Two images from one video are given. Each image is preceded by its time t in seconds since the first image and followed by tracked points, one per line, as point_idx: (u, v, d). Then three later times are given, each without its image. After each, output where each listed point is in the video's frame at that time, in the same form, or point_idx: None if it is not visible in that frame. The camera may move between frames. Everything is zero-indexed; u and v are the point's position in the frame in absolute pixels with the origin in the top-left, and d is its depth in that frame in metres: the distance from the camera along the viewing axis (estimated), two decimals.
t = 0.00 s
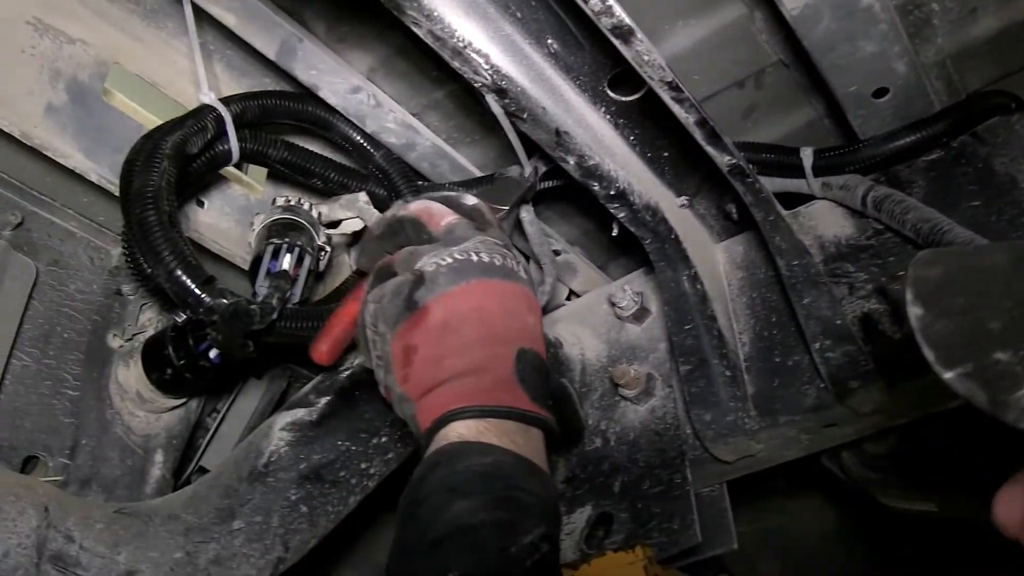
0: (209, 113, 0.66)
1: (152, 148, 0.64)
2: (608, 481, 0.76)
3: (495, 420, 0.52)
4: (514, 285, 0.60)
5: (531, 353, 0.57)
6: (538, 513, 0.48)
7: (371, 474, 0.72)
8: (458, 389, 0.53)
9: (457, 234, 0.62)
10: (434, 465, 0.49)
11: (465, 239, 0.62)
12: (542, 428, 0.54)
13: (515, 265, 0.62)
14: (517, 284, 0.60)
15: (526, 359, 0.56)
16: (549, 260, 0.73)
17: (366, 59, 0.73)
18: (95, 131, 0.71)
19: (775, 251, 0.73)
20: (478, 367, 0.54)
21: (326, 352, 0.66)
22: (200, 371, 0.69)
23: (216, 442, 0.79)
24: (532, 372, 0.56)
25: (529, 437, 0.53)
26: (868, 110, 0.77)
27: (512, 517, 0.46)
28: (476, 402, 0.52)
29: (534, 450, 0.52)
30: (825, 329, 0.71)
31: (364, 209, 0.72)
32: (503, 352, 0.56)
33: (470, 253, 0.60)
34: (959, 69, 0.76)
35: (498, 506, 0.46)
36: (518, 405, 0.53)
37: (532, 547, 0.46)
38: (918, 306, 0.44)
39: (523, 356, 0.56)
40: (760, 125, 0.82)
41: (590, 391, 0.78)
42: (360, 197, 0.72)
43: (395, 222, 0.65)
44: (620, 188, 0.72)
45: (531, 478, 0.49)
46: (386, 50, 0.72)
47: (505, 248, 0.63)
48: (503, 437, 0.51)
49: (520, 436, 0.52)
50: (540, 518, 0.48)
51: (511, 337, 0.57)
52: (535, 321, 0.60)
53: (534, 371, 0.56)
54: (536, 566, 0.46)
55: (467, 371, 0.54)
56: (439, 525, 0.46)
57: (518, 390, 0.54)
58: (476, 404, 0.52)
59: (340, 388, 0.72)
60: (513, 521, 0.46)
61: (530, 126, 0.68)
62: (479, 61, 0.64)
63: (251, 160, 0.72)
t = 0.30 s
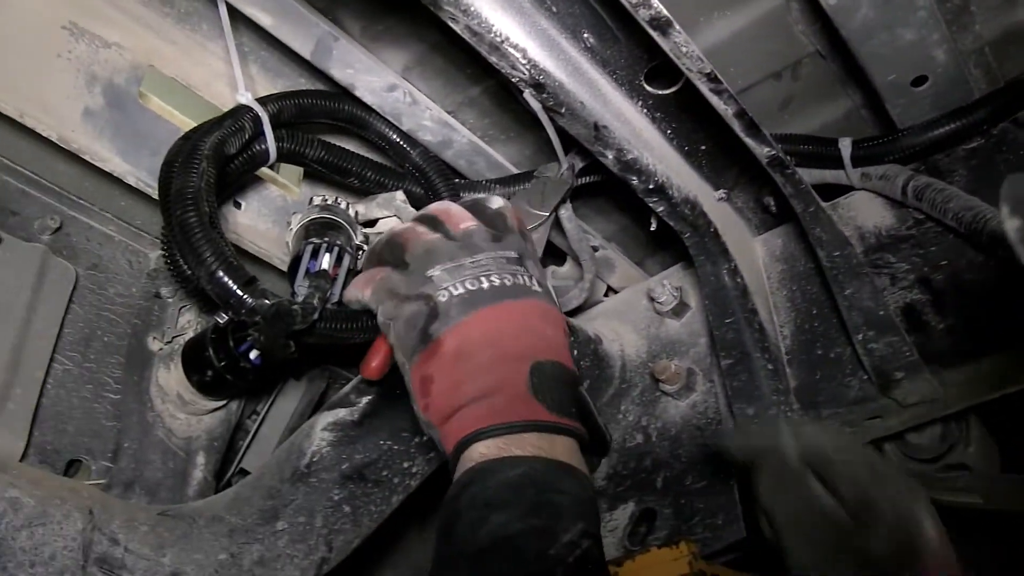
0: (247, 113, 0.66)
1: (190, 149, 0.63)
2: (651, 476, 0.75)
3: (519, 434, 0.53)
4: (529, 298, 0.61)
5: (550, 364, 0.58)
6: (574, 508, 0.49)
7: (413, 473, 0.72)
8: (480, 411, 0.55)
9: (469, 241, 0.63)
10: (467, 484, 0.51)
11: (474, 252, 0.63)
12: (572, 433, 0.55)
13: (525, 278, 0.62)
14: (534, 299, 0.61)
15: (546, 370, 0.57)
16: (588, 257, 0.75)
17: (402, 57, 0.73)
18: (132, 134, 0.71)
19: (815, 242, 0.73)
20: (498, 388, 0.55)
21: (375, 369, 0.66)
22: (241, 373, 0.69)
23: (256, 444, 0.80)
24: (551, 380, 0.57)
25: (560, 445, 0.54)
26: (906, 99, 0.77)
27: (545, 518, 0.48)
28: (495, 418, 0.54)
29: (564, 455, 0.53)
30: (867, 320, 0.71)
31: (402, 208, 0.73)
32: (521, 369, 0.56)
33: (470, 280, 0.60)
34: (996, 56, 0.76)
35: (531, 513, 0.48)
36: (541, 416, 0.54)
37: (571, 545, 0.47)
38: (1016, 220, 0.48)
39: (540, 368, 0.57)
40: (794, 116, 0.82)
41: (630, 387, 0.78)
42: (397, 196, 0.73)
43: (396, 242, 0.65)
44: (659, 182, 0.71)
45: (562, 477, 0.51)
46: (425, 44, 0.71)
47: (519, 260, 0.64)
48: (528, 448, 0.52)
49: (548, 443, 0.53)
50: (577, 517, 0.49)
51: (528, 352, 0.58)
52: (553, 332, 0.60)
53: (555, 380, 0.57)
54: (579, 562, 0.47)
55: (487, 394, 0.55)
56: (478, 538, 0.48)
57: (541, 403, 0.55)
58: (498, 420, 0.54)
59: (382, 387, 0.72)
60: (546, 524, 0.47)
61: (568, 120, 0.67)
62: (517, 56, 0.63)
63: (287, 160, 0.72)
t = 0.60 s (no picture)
0: (271, 111, 0.66)
1: (216, 147, 0.63)
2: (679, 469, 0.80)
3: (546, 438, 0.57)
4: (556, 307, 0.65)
5: (577, 370, 0.62)
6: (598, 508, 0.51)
7: (443, 468, 0.72)
8: (510, 417, 0.59)
9: (503, 240, 0.66)
10: (496, 488, 0.53)
11: (508, 251, 0.66)
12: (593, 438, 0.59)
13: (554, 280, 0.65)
14: (560, 309, 0.65)
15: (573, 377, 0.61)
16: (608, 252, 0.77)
17: (424, 52, 0.73)
18: (157, 134, 0.71)
19: (843, 230, 0.72)
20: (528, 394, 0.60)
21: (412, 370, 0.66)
22: (269, 371, 0.69)
23: (285, 443, 0.80)
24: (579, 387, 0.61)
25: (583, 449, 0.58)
26: (933, 85, 0.77)
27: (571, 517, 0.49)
28: (524, 423, 0.58)
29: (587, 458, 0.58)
30: (897, 308, 0.71)
31: (427, 204, 0.73)
32: (548, 376, 0.61)
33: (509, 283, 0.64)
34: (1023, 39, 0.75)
35: (556, 514, 0.49)
36: (568, 422, 0.58)
37: (596, 544, 0.48)
38: None
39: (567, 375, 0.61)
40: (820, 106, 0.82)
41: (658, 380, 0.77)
42: (422, 192, 0.73)
43: (433, 237, 0.67)
44: (685, 172, 0.70)
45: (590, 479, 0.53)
46: (449, 41, 0.71)
47: (550, 262, 0.68)
48: (554, 452, 0.57)
49: (572, 447, 0.57)
50: (602, 516, 0.50)
51: (556, 362, 0.62)
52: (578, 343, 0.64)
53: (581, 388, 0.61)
54: (604, 561, 0.48)
55: (516, 399, 0.60)
56: (506, 537, 0.49)
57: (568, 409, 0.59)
58: (528, 425, 0.58)
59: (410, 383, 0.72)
60: (573, 524, 0.48)
61: (593, 111, 0.66)
62: (542, 47, 0.62)
63: (312, 156, 0.72)
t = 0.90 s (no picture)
0: (289, 105, 0.67)
1: (234, 142, 0.64)
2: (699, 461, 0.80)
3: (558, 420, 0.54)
4: (569, 289, 0.62)
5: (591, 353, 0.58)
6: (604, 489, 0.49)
7: (463, 463, 0.72)
8: (521, 399, 0.55)
9: (507, 233, 0.63)
10: (503, 473, 0.52)
11: (513, 243, 0.63)
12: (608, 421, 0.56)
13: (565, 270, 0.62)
14: (571, 289, 0.62)
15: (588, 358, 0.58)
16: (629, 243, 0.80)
17: (439, 46, 0.71)
18: (172, 132, 0.71)
19: (862, 219, 0.71)
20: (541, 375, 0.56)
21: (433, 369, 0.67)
22: (288, 368, 0.69)
23: (303, 440, 0.80)
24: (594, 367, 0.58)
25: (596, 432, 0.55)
26: (953, 70, 0.78)
27: (576, 500, 0.48)
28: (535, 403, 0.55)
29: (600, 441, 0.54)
30: (917, 296, 0.70)
31: (443, 197, 0.74)
32: (561, 359, 0.57)
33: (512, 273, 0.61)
34: None
35: (563, 494, 0.48)
36: (582, 403, 0.55)
37: (600, 522, 0.47)
38: None
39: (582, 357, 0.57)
40: (839, 94, 0.84)
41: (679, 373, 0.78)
42: (437, 187, 0.74)
43: (437, 240, 0.65)
44: (703, 162, 0.70)
45: (596, 462, 0.51)
46: (462, 34, 0.69)
47: (559, 250, 0.65)
48: (566, 434, 0.53)
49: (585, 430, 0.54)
50: (608, 495, 0.49)
51: (569, 344, 0.58)
52: (594, 324, 0.61)
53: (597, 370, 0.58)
54: (607, 539, 0.47)
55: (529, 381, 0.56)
56: (511, 523, 0.48)
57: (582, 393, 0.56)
58: (540, 405, 0.55)
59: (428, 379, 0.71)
60: (578, 504, 0.48)
61: (610, 102, 0.66)
62: (559, 38, 0.61)
63: (328, 151, 0.72)
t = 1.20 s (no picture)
0: (300, 102, 0.67)
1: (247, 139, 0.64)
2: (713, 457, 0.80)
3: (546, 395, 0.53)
4: (563, 266, 0.59)
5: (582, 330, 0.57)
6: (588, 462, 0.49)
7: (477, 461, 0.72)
8: (509, 376, 0.55)
9: (498, 217, 0.61)
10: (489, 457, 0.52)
11: (505, 225, 0.61)
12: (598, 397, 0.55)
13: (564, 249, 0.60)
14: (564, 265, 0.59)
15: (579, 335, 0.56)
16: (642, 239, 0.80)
17: (448, 43, 0.72)
18: (182, 132, 0.70)
19: (875, 212, 0.71)
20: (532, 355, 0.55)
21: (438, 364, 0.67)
22: (301, 366, 0.69)
23: (316, 439, 0.80)
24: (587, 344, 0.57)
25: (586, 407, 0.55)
26: (964, 61, 0.79)
27: (557, 476, 0.47)
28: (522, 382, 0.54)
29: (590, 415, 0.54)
30: (931, 288, 0.69)
31: (453, 195, 0.73)
32: (550, 336, 0.56)
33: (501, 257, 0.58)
34: None
35: (544, 474, 0.48)
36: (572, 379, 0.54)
37: (580, 498, 0.47)
38: None
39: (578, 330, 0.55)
40: (851, 85, 0.85)
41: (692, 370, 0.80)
42: (448, 184, 0.74)
43: (431, 227, 0.63)
44: (716, 155, 0.71)
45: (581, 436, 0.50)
46: (475, 29, 0.70)
47: (553, 230, 0.62)
48: (553, 412, 0.53)
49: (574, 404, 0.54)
50: (592, 470, 0.48)
51: (559, 320, 0.57)
52: (589, 301, 0.59)
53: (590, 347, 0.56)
54: (587, 515, 0.46)
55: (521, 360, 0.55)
56: (493, 506, 0.48)
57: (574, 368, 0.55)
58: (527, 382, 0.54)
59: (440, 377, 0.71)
60: (558, 482, 0.47)
61: (622, 96, 0.66)
62: (570, 32, 0.61)
63: (339, 148, 0.72)
